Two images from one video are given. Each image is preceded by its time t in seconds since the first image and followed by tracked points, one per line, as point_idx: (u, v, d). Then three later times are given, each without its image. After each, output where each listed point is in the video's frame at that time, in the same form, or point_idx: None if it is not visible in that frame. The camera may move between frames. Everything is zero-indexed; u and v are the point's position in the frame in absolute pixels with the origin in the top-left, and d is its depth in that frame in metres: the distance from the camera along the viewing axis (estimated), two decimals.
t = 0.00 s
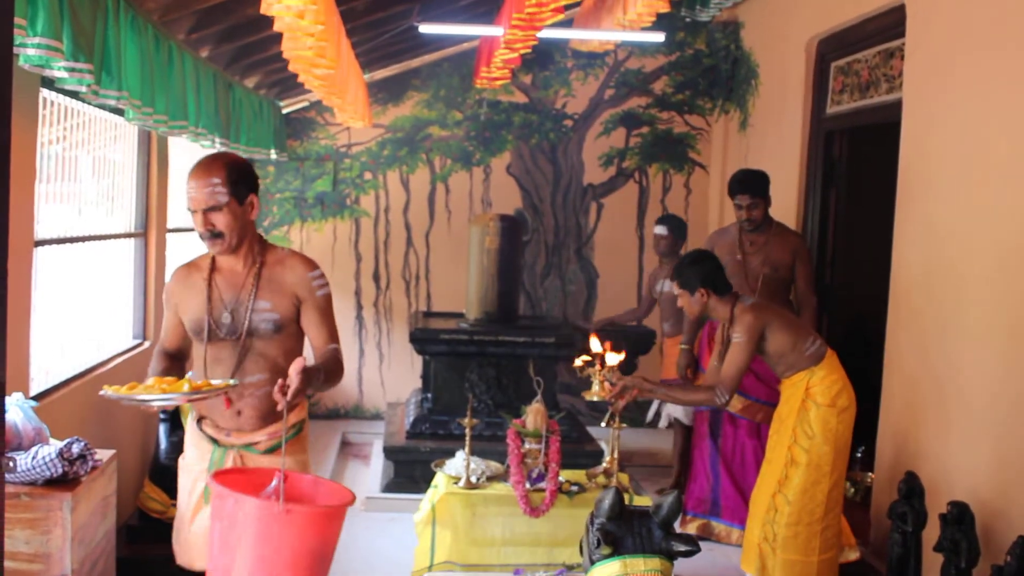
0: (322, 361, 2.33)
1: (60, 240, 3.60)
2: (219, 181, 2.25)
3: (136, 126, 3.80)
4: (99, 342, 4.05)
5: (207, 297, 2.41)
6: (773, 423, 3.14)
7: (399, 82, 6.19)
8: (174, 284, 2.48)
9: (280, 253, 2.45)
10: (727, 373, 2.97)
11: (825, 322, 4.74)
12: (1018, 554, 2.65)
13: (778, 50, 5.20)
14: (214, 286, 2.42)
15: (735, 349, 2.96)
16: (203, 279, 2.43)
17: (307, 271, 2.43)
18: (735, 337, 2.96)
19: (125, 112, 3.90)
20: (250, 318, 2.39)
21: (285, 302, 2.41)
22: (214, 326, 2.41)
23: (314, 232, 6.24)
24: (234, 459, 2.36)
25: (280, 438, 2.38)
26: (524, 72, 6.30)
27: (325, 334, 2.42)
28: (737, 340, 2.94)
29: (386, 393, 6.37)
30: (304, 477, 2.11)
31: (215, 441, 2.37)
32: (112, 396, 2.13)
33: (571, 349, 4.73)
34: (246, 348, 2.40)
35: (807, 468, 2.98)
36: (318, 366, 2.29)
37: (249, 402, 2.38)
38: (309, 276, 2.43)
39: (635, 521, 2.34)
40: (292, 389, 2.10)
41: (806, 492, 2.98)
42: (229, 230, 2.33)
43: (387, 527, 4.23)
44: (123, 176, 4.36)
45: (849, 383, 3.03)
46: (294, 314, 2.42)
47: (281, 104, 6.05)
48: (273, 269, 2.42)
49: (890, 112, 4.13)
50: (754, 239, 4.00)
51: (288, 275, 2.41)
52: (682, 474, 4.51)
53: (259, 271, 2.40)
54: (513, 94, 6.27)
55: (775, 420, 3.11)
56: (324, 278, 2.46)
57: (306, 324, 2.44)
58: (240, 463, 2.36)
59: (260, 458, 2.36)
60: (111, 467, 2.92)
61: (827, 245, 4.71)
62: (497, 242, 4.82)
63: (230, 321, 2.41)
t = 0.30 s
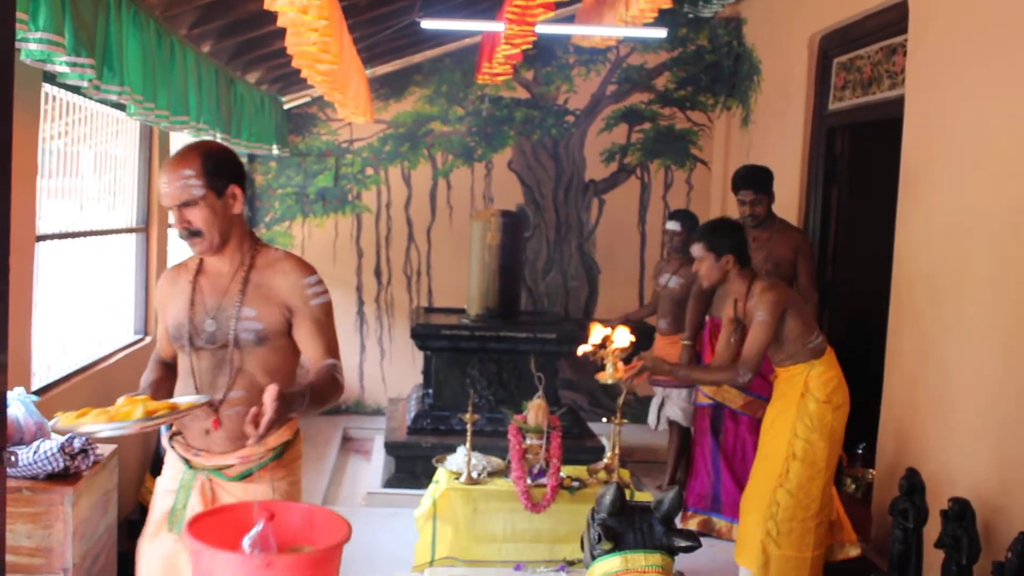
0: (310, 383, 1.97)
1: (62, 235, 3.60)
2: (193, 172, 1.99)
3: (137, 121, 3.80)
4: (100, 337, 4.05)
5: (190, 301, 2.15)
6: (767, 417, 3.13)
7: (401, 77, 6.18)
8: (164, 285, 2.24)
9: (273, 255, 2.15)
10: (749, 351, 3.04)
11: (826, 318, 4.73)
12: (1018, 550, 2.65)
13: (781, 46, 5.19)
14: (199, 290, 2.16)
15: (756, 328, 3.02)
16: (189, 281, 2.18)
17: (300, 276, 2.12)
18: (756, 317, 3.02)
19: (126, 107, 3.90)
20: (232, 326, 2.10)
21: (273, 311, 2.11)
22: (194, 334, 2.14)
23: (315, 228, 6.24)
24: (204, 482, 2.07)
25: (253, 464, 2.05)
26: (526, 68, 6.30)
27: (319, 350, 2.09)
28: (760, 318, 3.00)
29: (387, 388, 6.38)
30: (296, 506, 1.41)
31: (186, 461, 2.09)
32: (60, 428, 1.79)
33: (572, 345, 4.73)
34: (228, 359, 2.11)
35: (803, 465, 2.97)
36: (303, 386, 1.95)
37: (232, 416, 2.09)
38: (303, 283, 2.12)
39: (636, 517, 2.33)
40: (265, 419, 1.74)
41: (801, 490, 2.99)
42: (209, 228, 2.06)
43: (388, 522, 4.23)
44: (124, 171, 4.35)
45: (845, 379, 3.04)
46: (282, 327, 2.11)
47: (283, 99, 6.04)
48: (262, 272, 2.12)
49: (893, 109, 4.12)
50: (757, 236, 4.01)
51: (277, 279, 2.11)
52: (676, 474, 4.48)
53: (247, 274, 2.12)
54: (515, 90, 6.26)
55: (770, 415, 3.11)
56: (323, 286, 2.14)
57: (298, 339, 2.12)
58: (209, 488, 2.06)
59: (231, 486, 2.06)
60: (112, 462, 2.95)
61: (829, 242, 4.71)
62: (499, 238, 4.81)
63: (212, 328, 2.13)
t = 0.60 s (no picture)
0: (253, 405, 1.76)
1: (61, 233, 3.60)
2: (90, 176, 1.73)
3: (136, 119, 3.79)
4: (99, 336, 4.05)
5: (115, 320, 1.90)
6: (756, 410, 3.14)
7: (400, 75, 6.18)
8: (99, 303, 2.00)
9: (201, 261, 1.88)
10: (778, 329, 2.98)
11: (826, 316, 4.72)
12: (1019, 547, 2.65)
13: (781, 43, 5.18)
14: (125, 306, 1.89)
15: (786, 306, 2.98)
16: (116, 296, 1.92)
17: (227, 286, 1.84)
18: (788, 294, 2.98)
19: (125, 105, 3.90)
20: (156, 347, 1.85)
21: (202, 326, 1.84)
22: (121, 358, 1.88)
23: (315, 226, 6.24)
24: (142, 519, 1.87)
25: (194, 498, 1.85)
26: (525, 66, 6.29)
27: (259, 366, 1.83)
28: (794, 295, 2.96)
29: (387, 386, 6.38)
30: (240, 554, 1.54)
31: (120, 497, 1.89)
32: None
33: (572, 343, 4.73)
34: (157, 386, 1.86)
35: (797, 452, 2.97)
36: (246, 412, 1.73)
37: (164, 446, 1.87)
38: (231, 293, 1.83)
39: (635, 515, 2.35)
40: (203, 456, 1.56)
41: (797, 478, 2.99)
42: (119, 239, 1.80)
43: (388, 520, 4.23)
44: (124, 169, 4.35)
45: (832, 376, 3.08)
46: (211, 345, 1.85)
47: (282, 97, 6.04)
48: (189, 283, 1.85)
49: (893, 106, 4.12)
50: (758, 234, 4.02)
51: (206, 291, 1.84)
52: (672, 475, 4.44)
53: (170, 286, 1.85)
54: (514, 88, 6.25)
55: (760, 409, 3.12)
56: (256, 294, 1.86)
57: (235, 355, 1.85)
58: (146, 528, 1.87)
59: (171, 523, 1.86)
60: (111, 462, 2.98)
61: (829, 240, 4.70)
62: (498, 236, 4.81)
63: (139, 350, 1.87)
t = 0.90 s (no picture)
0: (168, 413, 1.65)
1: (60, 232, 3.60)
2: None
3: (135, 117, 3.79)
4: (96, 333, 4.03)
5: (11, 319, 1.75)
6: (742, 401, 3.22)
7: (399, 73, 6.17)
8: None
9: (105, 252, 1.74)
10: (794, 314, 3.11)
11: (826, 314, 4.70)
12: (1018, 545, 2.66)
13: (780, 42, 5.18)
14: (23, 304, 1.75)
15: (803, 293, 3.10)
16: (12, 295, 1.77)
17: (133, 277, 1.70)
18: (805, 282, 3.11)
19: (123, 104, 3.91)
20: (51, 346, 1.70)
21: (106, 323, 1.70)
22: (14, 360, 1.73)
23: (314, 224, 6.23)
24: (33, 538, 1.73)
25: (86, 516, 1.71)
26: (524, 64, 6.28)
27: (173, 365, 1.71)
28: (812, 283, 3.10)
29: (386, 385, 6.38)
30: None
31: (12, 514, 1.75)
32: None
33: (571, 342, 4.74)
34: (55, 391, 1.71)
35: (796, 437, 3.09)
36: (160, 417, 1.62)
37: (59, 460, 1.73)
38: (138, 285, 1.70)
39: (635, 513, 2.35)
40: (113, 471, 1.48)
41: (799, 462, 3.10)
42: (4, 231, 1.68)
43: (387, 519, 4.22)
44: (122, 167, 4.35)
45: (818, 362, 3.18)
46: (115, 344, 1.71)
47: (281, 95, 6.03)
48: (92, 275, 1.71)
49: (892, 104, 4.12)
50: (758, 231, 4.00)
51: (109, 284, 1.70)
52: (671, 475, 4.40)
53: (68, 278, 1.71)
54: (513, 86, 6.25)
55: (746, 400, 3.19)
56: (165, 286, 1.73)
57: (144, 353, 1.71)
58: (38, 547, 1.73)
59: (64, 541, 1.72)
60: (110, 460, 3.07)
61: (828, 239, 4.69)
62: (497, 234, 4.81)
63: (32, 351, 1.72)
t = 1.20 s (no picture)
0: (43, 461, 1.40)
1: (57, 232, 3.59)
2: None
3: (131, 119, 3.79)
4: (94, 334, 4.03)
5: None
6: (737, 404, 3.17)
7: (396, 74, 6.16)
8: None
9: (4, 268, 1.55)
10: (799, 309, 3.13)
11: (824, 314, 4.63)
12: (1013, 548, 2.67)
13: (777, 44, 5.18)
14: None
15: (806, 289, 3.14)
16: None
17: (24, 301, 1.51)
18: (809, 278, 3.14)
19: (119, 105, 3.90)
20: None
21: None
22: None
23: (311, 225, 6.22)
24: None
25: None
26: (521, 65, 6.28)
27: (62, 404, 1.48)
28: (815, 279, 3.14)
29: (382, 386, 6.37)
30: None
31: None
32: None
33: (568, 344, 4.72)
34: None
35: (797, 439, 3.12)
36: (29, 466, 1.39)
37: None
38: (30, 310, 1.50)
39: (631, 516, 2.36)
40: None
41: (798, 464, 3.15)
42: None
43: (383, 521, 4.22)
44: (119, 168, 4.34)
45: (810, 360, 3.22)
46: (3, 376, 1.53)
47: (278, 96, 6.02)
48: None
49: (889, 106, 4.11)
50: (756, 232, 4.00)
51: None
52: (666, 479, 4.41)
53: None
54: (511, 87, 6.24)
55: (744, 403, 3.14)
56: (61, 311, 1.52)
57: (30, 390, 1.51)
58: None
59: None
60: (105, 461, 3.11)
61: (824, 240, 4.65)
62: (494, 235, 4.80)
63: None
